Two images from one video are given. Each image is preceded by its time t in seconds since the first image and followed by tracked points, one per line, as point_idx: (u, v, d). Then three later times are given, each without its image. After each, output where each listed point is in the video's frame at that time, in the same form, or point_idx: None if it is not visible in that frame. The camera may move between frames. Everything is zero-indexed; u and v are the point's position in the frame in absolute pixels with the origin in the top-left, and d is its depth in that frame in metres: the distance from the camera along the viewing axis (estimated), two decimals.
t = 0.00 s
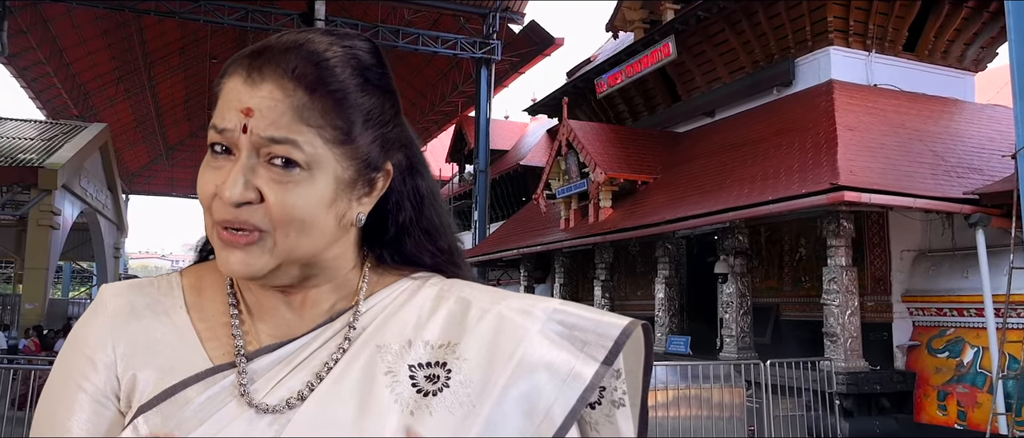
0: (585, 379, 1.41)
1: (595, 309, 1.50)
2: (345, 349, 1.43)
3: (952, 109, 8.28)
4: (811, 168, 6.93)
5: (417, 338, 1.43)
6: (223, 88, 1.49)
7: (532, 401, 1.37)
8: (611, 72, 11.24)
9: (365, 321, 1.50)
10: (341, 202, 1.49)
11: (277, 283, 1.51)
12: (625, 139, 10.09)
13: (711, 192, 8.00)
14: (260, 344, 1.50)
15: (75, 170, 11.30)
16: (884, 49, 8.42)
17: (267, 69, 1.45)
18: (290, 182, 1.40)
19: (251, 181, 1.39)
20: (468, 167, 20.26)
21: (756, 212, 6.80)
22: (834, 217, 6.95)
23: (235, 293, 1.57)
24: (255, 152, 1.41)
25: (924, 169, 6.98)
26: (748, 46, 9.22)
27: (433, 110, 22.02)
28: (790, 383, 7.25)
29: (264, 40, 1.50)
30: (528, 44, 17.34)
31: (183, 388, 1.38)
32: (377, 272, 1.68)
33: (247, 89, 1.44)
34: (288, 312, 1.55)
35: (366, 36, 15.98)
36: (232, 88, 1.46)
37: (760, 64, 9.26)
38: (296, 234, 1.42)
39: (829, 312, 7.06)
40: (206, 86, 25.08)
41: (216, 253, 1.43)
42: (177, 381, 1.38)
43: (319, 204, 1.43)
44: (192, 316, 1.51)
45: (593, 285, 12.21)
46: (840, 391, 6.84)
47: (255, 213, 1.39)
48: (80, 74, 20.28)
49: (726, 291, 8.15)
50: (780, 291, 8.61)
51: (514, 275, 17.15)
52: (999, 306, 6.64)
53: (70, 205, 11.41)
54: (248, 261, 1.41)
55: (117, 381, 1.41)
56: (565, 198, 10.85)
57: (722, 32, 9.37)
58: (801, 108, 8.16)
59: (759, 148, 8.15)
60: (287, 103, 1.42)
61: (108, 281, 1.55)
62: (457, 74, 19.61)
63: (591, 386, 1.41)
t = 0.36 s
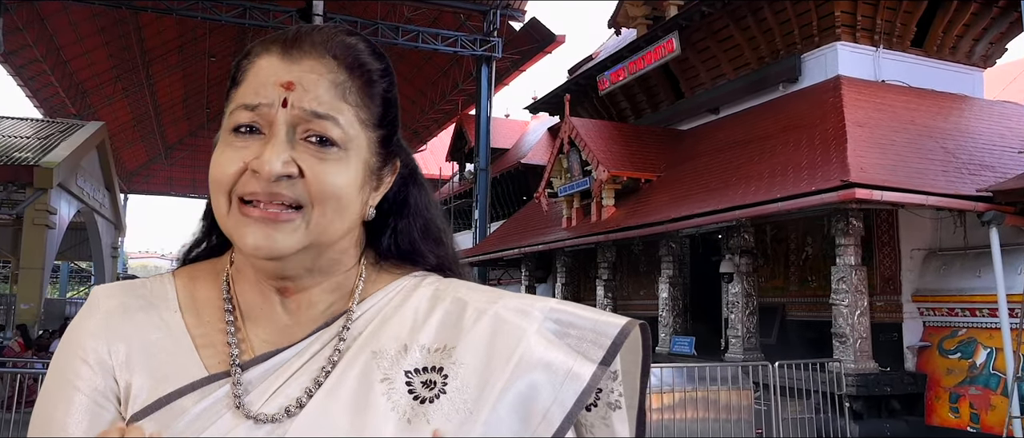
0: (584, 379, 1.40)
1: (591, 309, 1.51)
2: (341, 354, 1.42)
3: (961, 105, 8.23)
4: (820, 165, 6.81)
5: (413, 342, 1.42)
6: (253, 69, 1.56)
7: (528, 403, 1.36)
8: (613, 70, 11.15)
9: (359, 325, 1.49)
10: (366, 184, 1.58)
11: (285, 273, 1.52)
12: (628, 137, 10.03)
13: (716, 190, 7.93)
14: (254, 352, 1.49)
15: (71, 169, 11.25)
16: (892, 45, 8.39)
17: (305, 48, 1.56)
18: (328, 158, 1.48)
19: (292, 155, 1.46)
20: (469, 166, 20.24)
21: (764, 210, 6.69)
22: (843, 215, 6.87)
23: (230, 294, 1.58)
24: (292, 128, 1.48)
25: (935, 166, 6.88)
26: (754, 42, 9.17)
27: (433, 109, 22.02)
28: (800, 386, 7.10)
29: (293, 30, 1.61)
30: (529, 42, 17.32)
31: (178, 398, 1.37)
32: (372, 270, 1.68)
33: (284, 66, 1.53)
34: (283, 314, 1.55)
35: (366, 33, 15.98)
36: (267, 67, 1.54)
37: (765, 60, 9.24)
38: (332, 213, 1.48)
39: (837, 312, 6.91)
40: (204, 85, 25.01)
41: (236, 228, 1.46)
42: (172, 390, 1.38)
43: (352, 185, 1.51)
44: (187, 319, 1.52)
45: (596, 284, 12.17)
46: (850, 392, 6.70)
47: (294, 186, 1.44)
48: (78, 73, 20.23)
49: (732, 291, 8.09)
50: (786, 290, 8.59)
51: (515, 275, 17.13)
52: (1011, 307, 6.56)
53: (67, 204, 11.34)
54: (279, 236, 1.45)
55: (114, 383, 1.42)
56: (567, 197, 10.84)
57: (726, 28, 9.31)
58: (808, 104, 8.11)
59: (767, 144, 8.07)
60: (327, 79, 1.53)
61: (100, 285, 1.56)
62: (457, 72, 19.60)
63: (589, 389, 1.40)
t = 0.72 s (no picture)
0: (588, 378, 1.41)
1: (594, 309, 1.50)
2: (345, 353, 1.42)
3: (971, 101, 8.16)
4: (830, 162, 6.70)
5: (416, 341, 1.42)
6: (244, 72, 1.54)
7: (531, 402, 1.39)
8: (616, 66, 11.23)
9: (364, 323, 1.49)
10: (363, 184, 1.57)
11: (287, 275, 1.52)
12: (631, 134, 10.00)
13: (724, 187, 7.83)
14: (257, 350, 1.49)
15: (68, 168, 11.16)
16: (900, 40, 8.34)
17: (295, 49, 1.53)
18: (321, 160, 1.46)
19: (286, 159, 1.44)
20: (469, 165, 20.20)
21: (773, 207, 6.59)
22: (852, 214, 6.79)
23: (231, 294, 1.58)
24: (286, 131, 1.47)
25: (947, 163, 6.79)
26: (759, 38, 9.12)
27: (434, 108, 22.00)
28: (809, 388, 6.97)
29: (284, 29, 1.58)
30: (530, 40, 17.29)
31: (180, 398, 1.37)
32: (376, 267, 1.69)
33: (277, 69, 1.51)
34: (285, 314, 1.55)
35: (365, 30, 15.95)
36: (259, 70, 1.52)
37: (771, 57, 9.17)
38: (329, 215, 1.47)
39: (847, 313, 6.84)
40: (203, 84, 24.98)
41: (235, 237, 1.45)
42: (178, 387, 1.38)
43: (348, 187, 1.50)
44: (189, 319, 1.51)
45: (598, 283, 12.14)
46: (860, 395, 6.63)
47: (289, 191, 1.43)
48: (75, 71, 20.14)
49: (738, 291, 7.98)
50: (792, 290, 8.57)
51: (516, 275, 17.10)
52: None
53: (63, 202, 11.29)
54: (276, 244, 1.44)
55: (115, 382, 1.40)
56: (570, 196, 10.83)
57: (731, 24, 9.29)
58: (815, 100, 8.04)
59: (775, 141, 7.98)
60: (320, 80, 1.51)
61: (104, 282, 1.54)
62: (457, 71, 19.57)
63: (591, 389, 1.41)
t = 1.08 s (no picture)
0: (587, 379, 1.39)
1: (595, 309, 1.47)
2: (345, 351, 1.41)
3: (981, 98, 8.08)
4: (840, 158, 6.59)
5: (416, 340, 1.41)
6: (247, 80, 1.51)
7: (532, 401, 1.36)
8: (618, 63, 11.19)
9: (365, 321, 1.48)
10: (364, 190, 1.55)
11: (289, 277, 1.51)
12: (634, 132, 9.97)
13: (730, 185, 7.73)
14: (259, 349, 1.49)
15: (64, 167, 11.07)
16: (909, 36, 8.27)
17: (298, 57, 1.50)
18: (324, 169, 1.45)
19: (288, 168, 1.43)
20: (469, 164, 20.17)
21: (781, 206, 6.49)
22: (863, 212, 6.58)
23: (234, 293, 1.57)
24: (287, 140, 1.45)
25: (961, 159, 6.68)
26: (765, 33, 9.08)
27: (433, 107, 21.98)
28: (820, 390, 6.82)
29: (287, 36, 1.54)
30: (531, 37, 17.26)
31: (181, 397, 1.34)
32: (378, 267, 1.69)
33: (278, 78, 1.48)
34: (287, 313, 1.55)
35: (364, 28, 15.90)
36: (261, 79, 1.49)
37: (777, 53, 9.13)
38: (330, 221, 1.46)
39: (857, 314, 6.66)
40: (201, 83, 24.93)
41: (237, 238, 1.44)
42: (180, 386, 1.35)
43: (350, 194, 1.48)
44: (191, 318, 1.50)
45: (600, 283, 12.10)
46: (872, 397, 6.40)
47: (290, 199, 1.41)
48: (72, 70, 20.04)
49: (744, 291, 7.96)
50: (798, 289, 8.54)
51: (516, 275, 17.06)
52: None
53: (60, 201, 11.19)
54: (278, 246, 1.43)
55: (117, 382, 1.38)
56: (571, 194, 10.76)
57: (736, 19, 9.21)
58: (823, 97, 7.96)
59: (783, 138, 7.90)
60: (322, 90, 1.48)
61: (107, 282, 1.54)
62: (457, 69, 19.52)
63: (591, 388, 1.38)
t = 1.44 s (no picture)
0: (594, 380, 1.43)
1: (601, 311, 1.51)
2: (350, 356, 1.43)
3: (992, 93, 7.99)
4: (851, 154, 6.49)
5: (422, 343, 1.43)
6: (232, 76, 1.52)
7: (538, 403, 1.39)
8: (621, 60, 11.19)
9: (370, 324, 1.50)
10: (351, 185, 1.51)
11: (282, 275, 1.50)
12: (636, 129, 9.94)
13: (737, 183, 7.66)
14: (265, 352, 1.51)
15: (61, 166, 10.96)
16: (918, 31, 8.20)
17: (278, 51, 1.49)
18: (301, 161, 1.43)
19: (262, 162, 1.42)
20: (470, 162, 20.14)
21: (791, 204, 6.42)
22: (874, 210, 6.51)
23: (238, 294, 1.59)
24: (264, 133, 1.44)
25: (974, 156, 6.58)
26: (771, 28, 9.04)
27: (433, 105, 21.98)
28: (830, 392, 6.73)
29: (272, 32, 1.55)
30: (532, 35, 17.24)
31: (182, 402, 1.37)
32: (380, 268, 1.69)
33: (258, 71, 1.48)
34: (289, 316, 1.56)
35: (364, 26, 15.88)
36: (243, 73, 1.49)
37: (782, 48, 9.07)
38: (311, 214, 1.43)
39: (868, 314, 6.59)
40: (200, 82, 24.90)
41: (222, 233, 1.44)
42: (181, 389, 1.38)
43: (332, 189, 1.46)
44: (196, 318, 1.53)
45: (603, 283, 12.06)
46: (884, 400, 6.30)
47: (265, 192, 1.41)
48: (69, 69, 19.98)
49: (751, 290, 7.81)
50: (806, 289, 8.48)
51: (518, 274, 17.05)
52: None
53: (55, 201, 11.03)
54: (259, 242, 1.42)
55: (123, 377, 1.43)
56: (574, 193, 10.74)
57: (742, 14, 9.22)
58: (832, 92, 7.86)
59: (791, 135, 7.79)
60: (298, 82, 1.46)
61: (112, 278, 1.58)
62: (457, 68, 19.48)
63: (598, 390, 1.42)
